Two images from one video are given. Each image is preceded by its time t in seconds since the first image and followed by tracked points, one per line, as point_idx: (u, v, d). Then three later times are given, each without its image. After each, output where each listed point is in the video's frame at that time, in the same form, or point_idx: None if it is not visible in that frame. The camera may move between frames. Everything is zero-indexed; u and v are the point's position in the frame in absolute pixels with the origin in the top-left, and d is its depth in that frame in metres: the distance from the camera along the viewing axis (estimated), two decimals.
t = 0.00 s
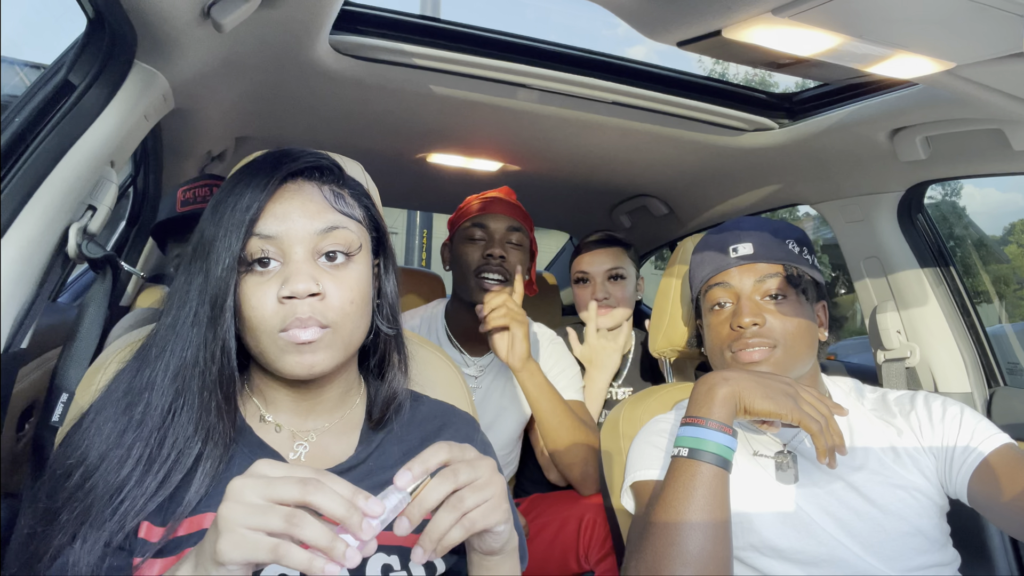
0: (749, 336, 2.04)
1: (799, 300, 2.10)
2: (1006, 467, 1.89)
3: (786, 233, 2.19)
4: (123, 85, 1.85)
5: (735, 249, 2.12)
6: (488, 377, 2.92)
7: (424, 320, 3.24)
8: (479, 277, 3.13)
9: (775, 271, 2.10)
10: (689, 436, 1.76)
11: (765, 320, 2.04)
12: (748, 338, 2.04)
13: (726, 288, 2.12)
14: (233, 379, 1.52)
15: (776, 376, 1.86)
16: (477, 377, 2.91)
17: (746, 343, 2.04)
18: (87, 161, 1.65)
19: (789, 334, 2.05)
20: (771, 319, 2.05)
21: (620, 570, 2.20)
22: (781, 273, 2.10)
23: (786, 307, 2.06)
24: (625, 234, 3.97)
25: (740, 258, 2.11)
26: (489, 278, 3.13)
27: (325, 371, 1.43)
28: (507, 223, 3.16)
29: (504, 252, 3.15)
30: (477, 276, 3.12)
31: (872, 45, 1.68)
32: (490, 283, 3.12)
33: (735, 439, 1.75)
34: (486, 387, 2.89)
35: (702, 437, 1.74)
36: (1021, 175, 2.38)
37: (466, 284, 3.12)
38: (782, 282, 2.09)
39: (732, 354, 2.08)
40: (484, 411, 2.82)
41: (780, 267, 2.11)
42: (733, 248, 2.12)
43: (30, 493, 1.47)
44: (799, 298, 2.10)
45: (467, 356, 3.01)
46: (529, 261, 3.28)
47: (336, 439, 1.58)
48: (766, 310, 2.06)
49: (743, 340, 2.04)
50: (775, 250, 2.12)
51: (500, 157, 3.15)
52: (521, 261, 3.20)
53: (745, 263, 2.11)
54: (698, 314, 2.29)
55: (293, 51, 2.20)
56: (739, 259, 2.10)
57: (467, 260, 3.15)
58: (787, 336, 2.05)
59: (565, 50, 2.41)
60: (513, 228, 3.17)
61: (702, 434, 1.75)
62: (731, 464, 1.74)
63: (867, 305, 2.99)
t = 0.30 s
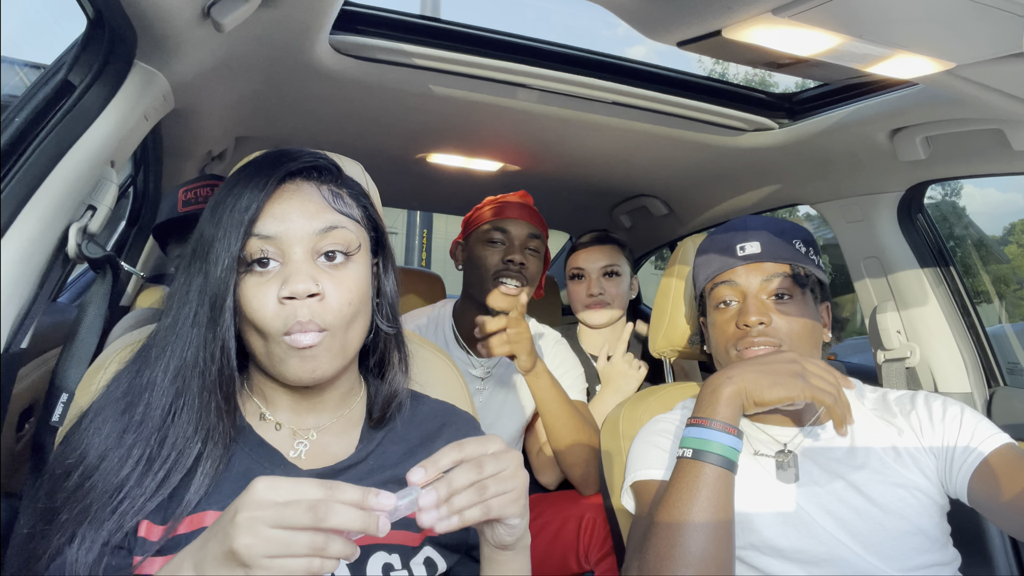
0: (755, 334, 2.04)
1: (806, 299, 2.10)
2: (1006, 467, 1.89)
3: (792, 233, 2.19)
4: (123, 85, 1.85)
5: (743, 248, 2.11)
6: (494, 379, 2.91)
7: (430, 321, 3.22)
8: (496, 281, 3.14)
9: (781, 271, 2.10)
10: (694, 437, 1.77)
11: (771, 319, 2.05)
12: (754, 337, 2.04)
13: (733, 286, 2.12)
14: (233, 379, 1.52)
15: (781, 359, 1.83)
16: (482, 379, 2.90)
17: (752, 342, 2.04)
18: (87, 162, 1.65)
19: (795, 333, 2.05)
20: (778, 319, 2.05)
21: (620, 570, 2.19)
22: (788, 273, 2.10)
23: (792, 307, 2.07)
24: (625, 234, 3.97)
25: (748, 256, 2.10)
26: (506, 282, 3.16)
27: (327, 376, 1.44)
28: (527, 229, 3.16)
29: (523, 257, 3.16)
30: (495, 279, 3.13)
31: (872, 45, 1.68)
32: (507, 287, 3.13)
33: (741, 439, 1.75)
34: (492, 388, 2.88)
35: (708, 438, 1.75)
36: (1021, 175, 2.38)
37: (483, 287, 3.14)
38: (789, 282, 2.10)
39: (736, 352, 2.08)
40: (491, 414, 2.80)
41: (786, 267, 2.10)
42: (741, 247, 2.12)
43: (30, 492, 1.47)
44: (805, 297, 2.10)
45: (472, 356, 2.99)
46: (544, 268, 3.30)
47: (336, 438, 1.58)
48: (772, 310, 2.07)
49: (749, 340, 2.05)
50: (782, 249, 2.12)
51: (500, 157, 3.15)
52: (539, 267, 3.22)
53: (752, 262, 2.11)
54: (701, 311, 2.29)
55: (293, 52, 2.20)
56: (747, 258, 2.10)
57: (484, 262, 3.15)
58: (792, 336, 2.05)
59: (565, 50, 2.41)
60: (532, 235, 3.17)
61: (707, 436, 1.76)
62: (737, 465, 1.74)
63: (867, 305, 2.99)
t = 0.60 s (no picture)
0: (758, 336, 2.04)
1: (809, 301, 2.11)
2: (1006, 467, 1.89)
3: (797, 233, 2.19)
4: (124, 85, 1.85)
5: (747, 248, 2.11)
6: (495, 379, 2.96)
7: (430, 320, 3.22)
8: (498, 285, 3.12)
9: (785, 272, 2.10)
10: (698, 438, 1.77)
11: (775, 320, 2.05)
12: (758, 338, 2.04)
13: (736, 287, 2.11)
14: (231, 378, 1.52)
15: (779, 346, 1.84)
16: (484, 380, 2.94)
17: (755, 343, 2.04)
18: (87, 162, 1.65)
19: (798, 335, 2.05)
20: (781, 320, 2.05)
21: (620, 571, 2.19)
22: (792, 273, 2.10)
23: (795, 308, 2.07)
24: (625, 234, 3.97)
25: (752, 256, 2.10)
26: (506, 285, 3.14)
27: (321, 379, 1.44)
28: (526, 231, 3.15)
29: (523, 259, 3.16)
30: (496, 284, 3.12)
31: (872, 45, 1.68)
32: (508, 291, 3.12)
33: (745, 441, 1.75)
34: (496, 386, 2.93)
35: (711, 439, 1.75)
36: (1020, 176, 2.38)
37: (483, 290, 3.13)
38: (793, 283, 2.09)
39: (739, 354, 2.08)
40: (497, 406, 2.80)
41: (790, 267, 2.10)
42: (745, 247, 2.12)
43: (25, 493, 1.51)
44: (808, 299, 2.11)
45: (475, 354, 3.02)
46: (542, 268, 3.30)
47: (336, 438, 1.58)
48: (775, 311, 2.06)
49: (753, 341, 2.05)
50: (785, 250, 2.12)
51: (500, 157, 3.15)
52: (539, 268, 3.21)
53: (756, 262, 2.11)
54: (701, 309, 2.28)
55: (293, 52, 2.20)
56: (751, 258, 2.10)
57: (485, 266, 3.13)
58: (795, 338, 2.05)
59: (565, 50, 2.41)
60: (531, 236, 3.16)
61: (711, 436, 1.75)
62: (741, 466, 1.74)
63: (867, 305, 2.99)
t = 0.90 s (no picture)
0: (753, 337, 2.03)
1: (803, 301, 2.11)
2: (1006, 467, 1.89)
3: (789, 233, 2.19)
4: (124, 85, 1.85)
5: (739, 248, 2.12)
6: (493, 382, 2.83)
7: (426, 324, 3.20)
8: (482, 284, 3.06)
9: (778, 272, 2.10)
10: (690, 438, 1.74)
11: (769, 321, 2.04)
12: (752, 340, 2.03)
13: (730, 289, 2.11)
14: (232, 380, 1.52)
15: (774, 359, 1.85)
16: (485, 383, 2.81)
17: (750, 345, 2.03)
18: (87, 162, 1.64)
19: (791, 335, 2.04)
20: (775, 320, 2.05)
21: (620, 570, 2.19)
22: (785, 274, 2.11)
23: (789, 308, 2.07)
24: (625, 234, 3.97)
25: (744, 258, 2.10)
26: (492, 284, 3.08)
27: (317, 390, 1.43)
28: (501, 225, 3.14)
29: (502, 255, 3.13)
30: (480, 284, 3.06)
31: (871, 45, 1.68)
32: (493, 289, 3.06)
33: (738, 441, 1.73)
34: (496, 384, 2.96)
35: (704, 440, 1.73)
36: (1020, 175, 2.38)
37: (468, 293, 3.06)
38: (786, 283, 2.10)
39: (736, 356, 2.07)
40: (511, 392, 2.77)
41: (783, 268, 2.11)
42: (737, 248, 2.12)
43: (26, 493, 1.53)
44: (802, 299, 2.11)
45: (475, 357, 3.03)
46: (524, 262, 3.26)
47: (338, 439, 1.58)
48: (769, 312, 2.06)
49: (748, 342, 2.04)
50: (779, 250, 2.12)
51: (500, 157, 3.15)
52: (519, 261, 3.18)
53: (749, 264, 2.11)
54: (697, 313, 2.29)
55: (293, 51, 2.20)
56: (744, 260, 2.10)
57: (465, 268, 3.09)
58: (790, 338, 2.04)
59: (565, 50, 2.41)
60: (507, 230, 3.15)
61: (704, 437, 1.73)
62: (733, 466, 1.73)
63: (867, 305, 2.99)
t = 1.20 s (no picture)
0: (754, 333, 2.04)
1: (805, 300, 2.10)
2: (1006, 467, 1.89)
3: (793, 233, 2.18)
4: (124, 86, 1.85)
5: (743, 247, 2.11)
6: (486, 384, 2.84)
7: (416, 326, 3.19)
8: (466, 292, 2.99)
9: (781, 271, 2.10)
10: (619, 443, 1.70)
11: (771, 318, 2.04)
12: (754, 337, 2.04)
13: (733, 285, 2.11)
14: (233, 385, 1.52)
15: (669, 334, 1.77)
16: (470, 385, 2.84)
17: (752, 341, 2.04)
18: (87, 161, 1.65)
19: (794, 332, 2.05)
20: (777, 318, 2.05)
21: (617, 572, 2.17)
22: (788, 273, 2.10)
23: (792, 307, 2.07)
24: (625, 234, 3.97)
25: (749, 255, 2.10)
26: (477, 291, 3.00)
27: (320, 387, 1.43)
28: (486, 229, 3.05)
29: (486, 261, 3.03)
30: (463, 293, 2.98)
31: (871, 45, 1.68)
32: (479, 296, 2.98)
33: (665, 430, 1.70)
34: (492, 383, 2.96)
35: (631, 440, 1.69)
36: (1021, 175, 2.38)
37: (453, 301, 3.00)
38: (789, 281, 2.09)
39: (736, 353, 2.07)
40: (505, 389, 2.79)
41: (786, 266, 2.10)
42: (742, 245, 2.11)
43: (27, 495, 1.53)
44: (804, 298, 2.11)
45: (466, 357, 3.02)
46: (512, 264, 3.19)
47: (338, 440, 1.58)
48: (772, 309, 2.06)
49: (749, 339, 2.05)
50: (784, 249, 2.11)
51: (500, 157, 3.15)
52: (504, 266, 3.09)
53: (753, 261, 2.10)
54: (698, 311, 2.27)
55: (293, 51, 2.20)
56: (748, 257, 2.10)
57: (448, 276, 3.01)
58: (792, 335, 2.05)
59: (565, 50, 2.41)
60: (491, 235, 3.06)
61: (630, 438, 1.69)
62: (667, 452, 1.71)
63: (867, 305, 2.99)
